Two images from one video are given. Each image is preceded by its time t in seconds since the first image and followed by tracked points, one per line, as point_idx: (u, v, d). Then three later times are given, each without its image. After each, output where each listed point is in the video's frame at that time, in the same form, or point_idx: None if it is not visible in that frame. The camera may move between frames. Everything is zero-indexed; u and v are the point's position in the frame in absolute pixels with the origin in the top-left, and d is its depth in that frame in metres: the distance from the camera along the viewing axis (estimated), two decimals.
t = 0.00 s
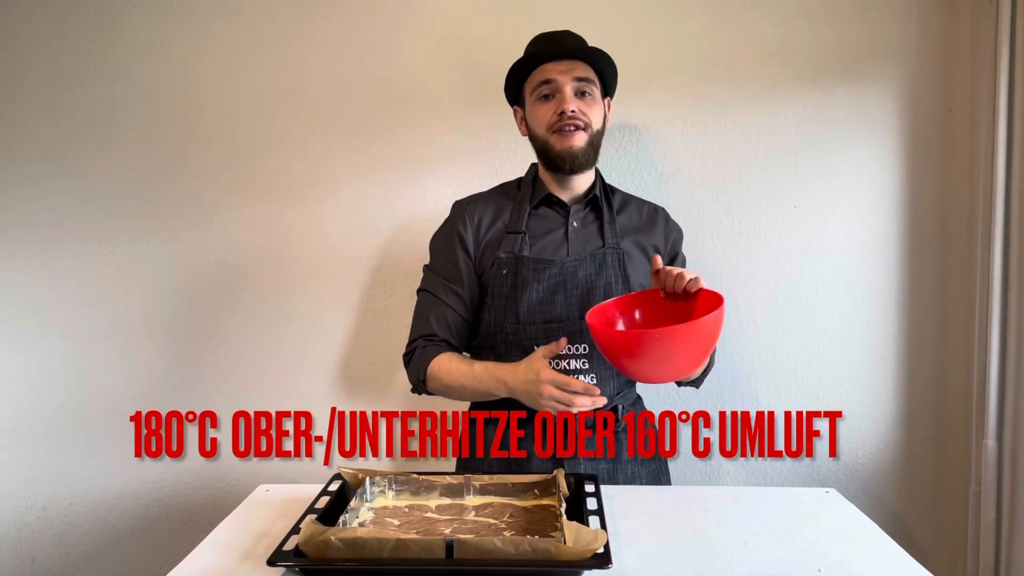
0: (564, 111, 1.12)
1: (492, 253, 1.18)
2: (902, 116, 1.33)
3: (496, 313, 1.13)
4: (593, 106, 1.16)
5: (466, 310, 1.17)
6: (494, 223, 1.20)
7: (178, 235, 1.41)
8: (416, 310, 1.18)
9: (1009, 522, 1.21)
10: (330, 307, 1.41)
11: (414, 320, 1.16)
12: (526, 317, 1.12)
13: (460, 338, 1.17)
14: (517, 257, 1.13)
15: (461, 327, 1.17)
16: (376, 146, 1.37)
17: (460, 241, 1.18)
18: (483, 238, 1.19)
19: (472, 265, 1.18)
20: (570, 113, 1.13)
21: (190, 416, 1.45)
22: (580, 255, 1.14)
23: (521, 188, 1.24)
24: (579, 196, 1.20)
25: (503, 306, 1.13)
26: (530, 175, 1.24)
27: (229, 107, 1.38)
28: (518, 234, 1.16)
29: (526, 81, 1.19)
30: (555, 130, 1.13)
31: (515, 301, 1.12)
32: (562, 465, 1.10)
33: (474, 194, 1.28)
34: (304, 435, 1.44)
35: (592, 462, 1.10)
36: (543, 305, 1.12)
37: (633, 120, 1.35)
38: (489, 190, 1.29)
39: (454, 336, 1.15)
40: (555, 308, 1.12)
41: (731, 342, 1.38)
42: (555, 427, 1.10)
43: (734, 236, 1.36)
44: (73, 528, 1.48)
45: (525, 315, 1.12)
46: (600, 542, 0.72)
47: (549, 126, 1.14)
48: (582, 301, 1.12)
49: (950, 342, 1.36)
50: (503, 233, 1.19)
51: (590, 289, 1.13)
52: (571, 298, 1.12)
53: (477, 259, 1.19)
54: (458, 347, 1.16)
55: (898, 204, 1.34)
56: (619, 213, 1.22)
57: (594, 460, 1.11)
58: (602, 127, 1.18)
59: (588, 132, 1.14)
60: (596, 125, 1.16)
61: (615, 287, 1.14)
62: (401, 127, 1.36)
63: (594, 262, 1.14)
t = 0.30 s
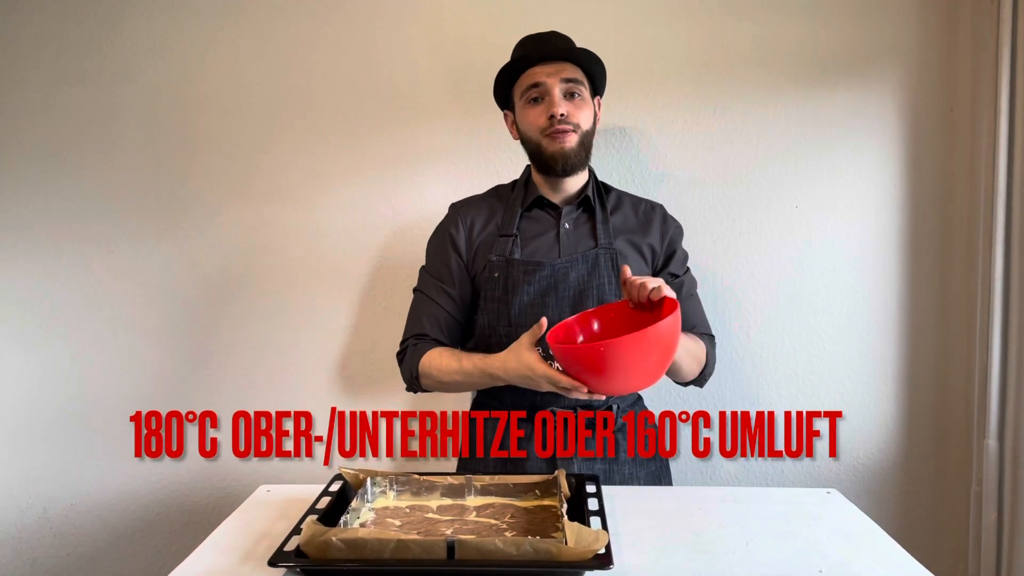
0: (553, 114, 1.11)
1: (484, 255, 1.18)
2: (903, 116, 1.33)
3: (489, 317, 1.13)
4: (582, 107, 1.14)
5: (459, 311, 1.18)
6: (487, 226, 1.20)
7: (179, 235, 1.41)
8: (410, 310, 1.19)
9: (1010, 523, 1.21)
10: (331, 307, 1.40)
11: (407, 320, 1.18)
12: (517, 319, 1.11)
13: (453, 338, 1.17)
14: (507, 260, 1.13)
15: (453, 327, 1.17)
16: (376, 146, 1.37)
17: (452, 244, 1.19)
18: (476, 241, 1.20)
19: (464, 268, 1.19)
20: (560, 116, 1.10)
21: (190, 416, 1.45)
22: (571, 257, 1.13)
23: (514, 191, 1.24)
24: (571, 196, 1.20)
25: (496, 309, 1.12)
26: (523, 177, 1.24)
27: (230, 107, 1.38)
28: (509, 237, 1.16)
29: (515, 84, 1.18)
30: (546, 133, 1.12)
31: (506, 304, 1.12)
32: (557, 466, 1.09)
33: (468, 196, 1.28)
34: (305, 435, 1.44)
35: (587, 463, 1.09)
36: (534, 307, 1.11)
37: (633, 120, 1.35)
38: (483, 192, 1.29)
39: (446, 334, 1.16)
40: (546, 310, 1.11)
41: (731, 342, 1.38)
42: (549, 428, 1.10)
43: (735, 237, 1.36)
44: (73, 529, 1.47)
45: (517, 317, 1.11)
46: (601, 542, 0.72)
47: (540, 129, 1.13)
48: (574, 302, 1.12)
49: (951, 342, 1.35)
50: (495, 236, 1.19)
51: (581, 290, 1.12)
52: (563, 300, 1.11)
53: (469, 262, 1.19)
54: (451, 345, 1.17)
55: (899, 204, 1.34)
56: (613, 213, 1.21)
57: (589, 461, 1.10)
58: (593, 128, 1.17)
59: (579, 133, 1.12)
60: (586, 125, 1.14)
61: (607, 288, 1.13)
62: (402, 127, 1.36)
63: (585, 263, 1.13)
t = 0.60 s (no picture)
0: (554, 108, 1.10)
1: (481, 254, 1.18)
2: (906, 115, 1.33)
3: (486, 316, 1.13)
4: (584, 105, 1.14)
5: (457, 309, 1.19)
6: (484, 225, 1.21)
7: (180, 234, 1.41)
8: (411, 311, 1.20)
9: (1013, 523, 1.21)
10: (333, 307, 1.40)
11: (409, 320, 1.19)
12: (512, 318, 1.11)
13: (452, 338, 1.18)
14: (503, 258, 1.13)
15: (453, 327, 1.18)
16: (378, 145, 1.37)
17: (450, 244, 1.20)
18: (473, 240, 1.20)
19: (462, 267, 1.20)
20: (560, 111, 1.11)
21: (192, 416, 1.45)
22: (566, 255, 1.12)
23: (513, 189, 1.24)
24: (569, 193, 1.19)
25: (492, 308, 1.12)
26: (523, 176, 1.24)
27: (231, 106, 1.37)
28: (505, 236, 1.16)
29: (520, 77, 1.18)
30: (544, 126, 1.12)
31: (501, 302, 1.12)
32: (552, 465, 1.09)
33: (468, 196, 1.29)
34: (306, 435, 1.44)
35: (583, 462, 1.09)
36: (529, 305, 1.10)
37: (635, 119, 1.35)
38: (483, 191, 1.30)
39: (445, 334, 1.17)
40: (541, 309, 1.10)
41: (733, 341, 1.38)
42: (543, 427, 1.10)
43: (737, 237, 1.36)
44: (75, 529, 1.47)
45: (512, 315, 1.11)
46: (605, 542, 0.72)
47: (538, 122, 1.12)
48: (569, 301, 1.11)
49: (954, 342, 1.35)
50: (492, 235, 1.19)
51: (577, 288, 1.11)
52: (559, 299, 1.10)
53: (467, 260, 1.20)
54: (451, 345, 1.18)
55: (902, 203, 1.34)
56: (611, 212, 1.20)
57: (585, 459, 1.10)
58: (594, 127, 1.16)
59: (578, 130, 1.12)
60: (587, 123, 1.14)
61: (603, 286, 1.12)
62: (403, 127, 1.36)
63: (581, 261, 1.12)
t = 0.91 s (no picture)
0: (551, 116, 1.11)
1: (480, 258, 1.19)
2: (906, 115, 1.33)
3: (484, 320, 1.13)
4: (582, 111, 1.14)
5: (458, 312, 1.20)
6: (484, 229, 1.21)
7: (181, 234, 1.41)
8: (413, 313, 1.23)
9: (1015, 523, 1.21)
10: (334, 307, 1.40)
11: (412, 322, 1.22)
12: (510, 322, 1.11)
13: (452, 340, 1.20)
14: (500, 263, 1.13)
15: (452, 329, 1.20)
16: (379, 146, 1.37)
17: (450, 248, 1.20)
18: (473, 244, 1.20)
19: (461, 271, 1.20)
20: (558, 118, 1.11)
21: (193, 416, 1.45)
22: (564, 260, 1.12)
23: (514, 192, 1.25)
24: (568, 198, 1.19)
25: (489, 313, 1.13)
26: (523, 180, 1.24)
27: (232, 106, 1.37)
28: (504, 240, 1.16)
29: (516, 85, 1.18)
30: (543, 134, 1.12)
31: (499, 307, 1.12)
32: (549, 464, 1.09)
33: (470, 199, 1.29)
34: (307, 435, 1.44)
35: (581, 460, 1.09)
36: (526, 310, 1.10)
37: (635, 120, 1.35)
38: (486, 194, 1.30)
39: (444, 336, 1.19)
40: (538, 314, 1.10)
41: (735, 342, 1.38)
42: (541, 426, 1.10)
43: (738, 237, 1.36)
44: (76, 528, 1.47)
45: (509, 320, 1.11)
46: (606, 541, 0.72)
47: (537, 129, 1.13)
48: (566, 306, 1.10)
49: (955, 342, 1.35)
50: (492, 239, 1.19)
51: (574, 294, 1.11)
52: (555, 304, 1.10)
53: (466, 265, 1.20)
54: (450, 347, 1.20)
55: (903, 203, 1.34)
56: (611, 216, 1.20)
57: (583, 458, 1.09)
58: (592, 132, 1.17)
59: (577, 136, 1.12)
60: (584, 129, 1.14)
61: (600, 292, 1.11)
62: (404, 127, 1.36)
63: (578, 266, 1.12)
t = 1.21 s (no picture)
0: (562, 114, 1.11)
1: (478, 256, 1.19)
2: (906, 115, 1.33)
3: (481, 317, 1.14)
4: (590, 114, 1.15)
5: (457, 311, 1.21)
6: (481, 227, 1.21)
7: (183, 234, 1.41)
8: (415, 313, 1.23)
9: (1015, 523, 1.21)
10: (335, 308, 1.40)
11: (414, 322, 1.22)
12: (506, 318, 1.11)
13: (451, 339, 1.20)
14: (495, 259, 1.13)
15: (451, 327, 1.20)
16: (380, 146, 1.37)
17: (449, 247, 1.21)
18: (470, 242, 1.21)
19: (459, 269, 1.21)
20: (567, 117, 1.11)
21: (194, 416, 1.45)
22: (558, 254, 1.12)
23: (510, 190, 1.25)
24: (563, 193, 1.19)
25: (486, 309, 1.13)
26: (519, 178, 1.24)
27: (233, 106, 1.38)
28: (499, 237, 1.16)
29: (527, 77, 1.18)
30: (549, 130, 1.12)
31: (495, 303, 1.12)
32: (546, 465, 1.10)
33: (469, 200, 1.30)
34: (308, 435, 1.44)
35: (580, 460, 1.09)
36: (522, 306, 1.11)
37: (635, 120, 1.35)
38: (484, 194, 1.31)
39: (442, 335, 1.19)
40: (534, 309, 1.10)
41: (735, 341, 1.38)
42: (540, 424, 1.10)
43: (739, 237, 1.36)
44: (78, 528, 1.48)
45: (506, 316, 1.11)
46: (606, 541, 0.72)
47: (543, 125, 1.13)
48: (562, 300, 1.10)
49: (955, 342, 1.35)
50: (488, 236, 1.20)
51: (569, 287, 1.11)
52: (552, 298, 1.10)
53: (463, 263, 1.21)
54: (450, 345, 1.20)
55: (903, 203, 1.34)
56: (606, 208, 1.20)
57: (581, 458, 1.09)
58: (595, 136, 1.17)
59: (581, 138, 1.13)
60: (589, 133, 1.15)
61: (596, 284, 1.11)
62: (405, 128, 1.36)
63: (573, 259, 1.11)
